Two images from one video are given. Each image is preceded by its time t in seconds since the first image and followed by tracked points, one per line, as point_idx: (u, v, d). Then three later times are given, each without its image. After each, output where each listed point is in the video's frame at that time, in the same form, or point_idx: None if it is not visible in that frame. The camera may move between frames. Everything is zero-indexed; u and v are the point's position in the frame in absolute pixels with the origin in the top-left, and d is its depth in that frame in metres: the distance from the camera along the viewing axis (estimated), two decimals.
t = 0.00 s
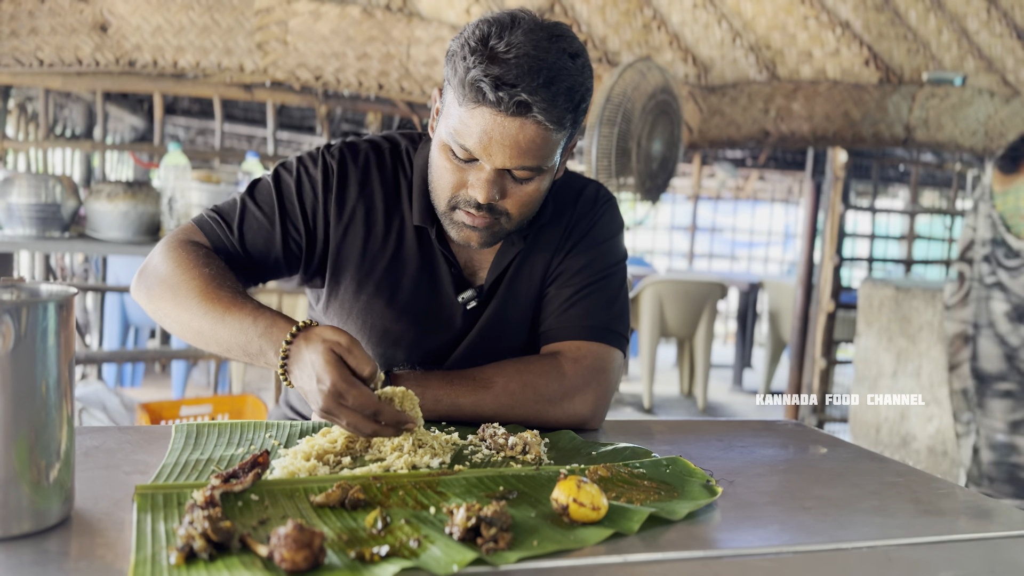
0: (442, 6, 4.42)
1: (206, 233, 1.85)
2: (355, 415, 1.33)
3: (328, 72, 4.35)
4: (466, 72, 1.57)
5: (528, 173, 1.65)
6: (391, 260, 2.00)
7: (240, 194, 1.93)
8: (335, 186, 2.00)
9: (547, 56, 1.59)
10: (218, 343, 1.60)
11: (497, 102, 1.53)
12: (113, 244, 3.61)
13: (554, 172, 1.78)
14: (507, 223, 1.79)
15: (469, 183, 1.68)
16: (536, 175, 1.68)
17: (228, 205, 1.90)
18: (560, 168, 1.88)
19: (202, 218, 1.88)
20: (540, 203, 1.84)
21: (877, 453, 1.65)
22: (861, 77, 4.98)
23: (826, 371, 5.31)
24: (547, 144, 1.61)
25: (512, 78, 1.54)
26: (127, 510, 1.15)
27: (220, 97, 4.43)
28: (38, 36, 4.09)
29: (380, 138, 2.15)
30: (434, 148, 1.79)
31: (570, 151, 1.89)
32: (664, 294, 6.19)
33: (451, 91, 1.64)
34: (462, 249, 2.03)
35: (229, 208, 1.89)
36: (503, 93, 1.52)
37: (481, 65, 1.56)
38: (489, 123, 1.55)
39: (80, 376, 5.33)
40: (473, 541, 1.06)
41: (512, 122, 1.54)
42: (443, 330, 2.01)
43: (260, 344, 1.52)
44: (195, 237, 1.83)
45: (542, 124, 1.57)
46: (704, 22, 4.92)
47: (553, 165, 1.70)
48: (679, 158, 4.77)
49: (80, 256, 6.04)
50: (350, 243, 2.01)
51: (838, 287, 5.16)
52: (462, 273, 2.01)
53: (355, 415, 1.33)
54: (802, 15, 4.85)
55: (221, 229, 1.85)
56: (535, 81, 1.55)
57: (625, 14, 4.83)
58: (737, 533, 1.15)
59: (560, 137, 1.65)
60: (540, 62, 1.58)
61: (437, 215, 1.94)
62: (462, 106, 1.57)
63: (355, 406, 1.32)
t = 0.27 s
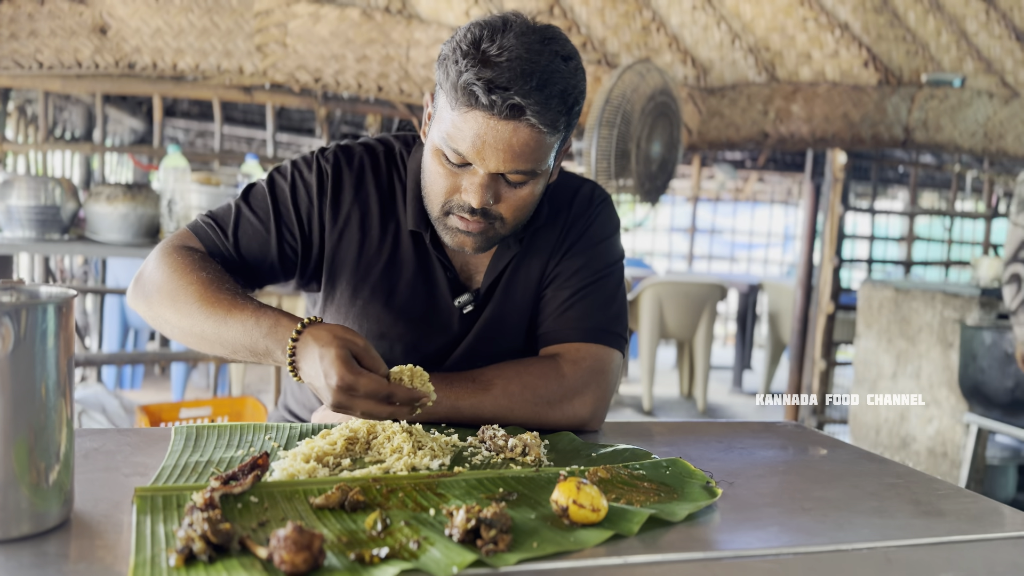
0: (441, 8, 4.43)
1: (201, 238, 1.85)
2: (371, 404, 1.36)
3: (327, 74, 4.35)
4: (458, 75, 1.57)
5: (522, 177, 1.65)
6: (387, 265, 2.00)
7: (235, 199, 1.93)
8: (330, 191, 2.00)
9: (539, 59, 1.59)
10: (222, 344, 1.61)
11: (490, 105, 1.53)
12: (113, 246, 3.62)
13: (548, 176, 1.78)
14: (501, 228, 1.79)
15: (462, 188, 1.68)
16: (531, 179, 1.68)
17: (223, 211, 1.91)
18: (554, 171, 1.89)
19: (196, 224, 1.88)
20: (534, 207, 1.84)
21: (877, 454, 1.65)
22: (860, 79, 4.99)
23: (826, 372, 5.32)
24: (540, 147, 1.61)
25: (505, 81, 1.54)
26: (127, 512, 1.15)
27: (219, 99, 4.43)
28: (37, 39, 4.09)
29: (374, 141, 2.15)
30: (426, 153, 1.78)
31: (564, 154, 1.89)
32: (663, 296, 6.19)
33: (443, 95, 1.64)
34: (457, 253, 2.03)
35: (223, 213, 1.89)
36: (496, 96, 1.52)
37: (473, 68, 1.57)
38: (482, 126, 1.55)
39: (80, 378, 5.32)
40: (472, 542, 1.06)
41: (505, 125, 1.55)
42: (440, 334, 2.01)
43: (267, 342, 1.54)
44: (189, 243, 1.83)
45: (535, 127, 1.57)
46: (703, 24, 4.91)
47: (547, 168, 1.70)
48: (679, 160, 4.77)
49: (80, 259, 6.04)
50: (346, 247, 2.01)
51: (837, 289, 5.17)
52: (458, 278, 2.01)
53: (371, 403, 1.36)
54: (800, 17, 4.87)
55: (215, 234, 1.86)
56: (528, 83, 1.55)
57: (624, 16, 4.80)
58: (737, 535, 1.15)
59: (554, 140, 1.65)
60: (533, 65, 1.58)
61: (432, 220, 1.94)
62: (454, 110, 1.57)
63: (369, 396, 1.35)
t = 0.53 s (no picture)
0: (441, 11, 4.44)
1: (192, 234, 1.84)
2: (405, 348, 1.50)
3: (327, 76, 4.35)
4: (449, 85, 1.57)
5: (514, 189, 1.65)
6: (382, 268, 2.00)
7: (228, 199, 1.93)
8: (324, 193, 2.00)
9: (531, 69, 1.59)
10: (236, 324, 1.65)
11: (483, 114, 1.52)
12: (112, 249, 3.62)
13: (540, 189, 1.77)
14: (491, 243, 1.78)
15: (453, 202, 1.67)
16: (523, 191, 1.68)
17: (216, 209, 1.90)
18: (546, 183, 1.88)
19: (188, 221, 1.87)
20: (526, 221, 1.84)
21: (877, 455, 1.65)
22: (859, 80, 5.01)
23: (825, 374, 5.32)
24: (533, 158, 1.61)
25: (498, 90, 1.53)
26: (126, 514, 1.15)
27: (219, 101, 4.44)
28: (37, 42, 4.09)
29: (369, 142, 2.14)
30: (416, 165, 1.77)
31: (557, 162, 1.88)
32: (662, 297, 6.19)
33: (434, 106, 1.63)
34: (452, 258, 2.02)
35: (216, 213, 1.89)
36: (488, 105, 1.52)
37: (465, 77, 1.56)
38: (475, 137, 1.54)
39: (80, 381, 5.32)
40: (472, 545, 1.06)
41: (498, 135, 1.54)
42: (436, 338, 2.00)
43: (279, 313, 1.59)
44: (181, 239, 1.82)
45: (529, 137, 1.57)
46: (702, 26, 4.88)
47: (539, 181, 1.70)
48: (678, 162, 4.77)
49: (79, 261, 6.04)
50: (341, 250, 2.00)
51: (837, 290, 5.17)
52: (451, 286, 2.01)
53: (404, 347, 1.50)
54: (800, 19, 4.87)
55: (208, 232, 1.85)
56: (521, 93, 1.55)
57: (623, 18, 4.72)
58: (738, 537, 1.15)
59: (546, 150, 1.64)
60: (526, 75, 1.57)
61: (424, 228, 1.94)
62: (446, 120, 1.57)
63: (401, 341, 1.49)
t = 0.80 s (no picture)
0: (440, 13, 4.46)
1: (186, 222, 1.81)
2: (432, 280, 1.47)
3: (326, 78, 4.35)
4: (442, 80, 1.58)
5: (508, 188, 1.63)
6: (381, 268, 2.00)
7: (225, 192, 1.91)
8: (325, 191, 2.00)
9: (525, 65, 1.60)
10: (243, 290, 1.63)
11: (476, 106, 1.53)
12: (111, 251, 3.61)
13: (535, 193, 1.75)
14: (484, 247, 1.75)
15: (445, 201, 1.65)
16: (518, 191, 1.66)
17: (215, 199, 1.88)
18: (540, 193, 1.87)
19: (184, 211, 1.84)
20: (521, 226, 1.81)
21: (876, 457, 1.65)
22: (858, 82, 5.03)
23: (825, 375, 5.32)
24: (528, 152, 1.61)
25: (491, 83, 1.54)
26: (125, 517, 1.15)
27: (218, 104, 4.44)
28: (36, 44, 4.09)
29: (367, 142, 2.14)
30: (408, 168, 1.76)
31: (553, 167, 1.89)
32: (662, 299, 6.19)
33: (426, 104, 1.63)
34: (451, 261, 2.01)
35: (214, 204, 1.86)
36: (482, 96, 1.53)
37: (458, 71, 1.57)
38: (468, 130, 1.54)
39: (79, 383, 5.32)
40: (471, 547, 1.06)
41: (492, 126, 1.55)
42: (436, 340, 1.99)
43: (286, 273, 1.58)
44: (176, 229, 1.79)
45: (523, 130, 1.57)
46: (701, 28, 4.89)
47: (534, 182, 1.68)
48: (678, 164, 4.78)
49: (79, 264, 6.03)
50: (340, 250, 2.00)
51: (837, 292, 5.18)
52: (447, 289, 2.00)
53: (433, 279, 1.47)
54: (798, 20, 4.87)
55: (207, 219, 1.82)
56: (515, 86, 1.56)
57: (621, 20, 4.73)
58: (737, 539, 1.15)
59: (541, 147, 1.64)
60: (520, 70, 1.58)
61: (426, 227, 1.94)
62: (439, 113, 1.57)
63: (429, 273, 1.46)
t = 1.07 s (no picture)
0: (439, 15, 4.46)
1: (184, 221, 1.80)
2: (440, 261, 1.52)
3: (325, 80, 4.35)
4: (437, 67, 1.58)
5: (500, 180, 1.61)
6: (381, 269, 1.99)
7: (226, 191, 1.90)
8: (325, 193, 1.99)
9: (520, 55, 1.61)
10: (242, 285, 1.63)
11: (469, 92, 1.53)
12: (110, 253, 3.61)
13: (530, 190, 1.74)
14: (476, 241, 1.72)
15: (438, 192, 1.63)
16: (510, 184, 1.64)
17: (216, 198, 1.87)
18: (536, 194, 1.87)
19: (184, 210, 1.82)
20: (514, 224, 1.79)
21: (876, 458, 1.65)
22: (857, 83, 5.04)
23: (825, 377, 5.32)
24: (521, 142, 1.60)
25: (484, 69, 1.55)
26: (124, 519, 1.15)
27: (218, 106, 4.43)
28: (36, 47, 4.09)
29: (368, 143, 2.14)
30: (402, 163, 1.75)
31: (550, 167, 1.89)
32: (662, 300, 6.19)
33: (421, 94, 1.64)
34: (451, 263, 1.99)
35: (215, 204, 1.85)
36: (475, 80, 1.53)
37: (453, 59, 1.57)
38: (460, 117, 1.54)
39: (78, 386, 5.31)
40: (470, 549, 1.06)
41: (485, 112, 1.54)
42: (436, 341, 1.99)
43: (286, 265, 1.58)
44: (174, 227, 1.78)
45: (516, 117, 1.56)
46: (700, 29, 4.90)
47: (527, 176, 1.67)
48: (677, 165, 4.77)
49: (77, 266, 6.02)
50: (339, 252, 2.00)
51: (836, 293, 5.19)
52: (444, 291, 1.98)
53: (440, 260, 1.52)
54: (797, 21, 4.87)
55: (208, 218, 1.81)
56: (508, 74, 1.56)
57: (621, 22, 4.73)
58: (736, 540, 1.15)
59: (534, 138, 1.63)
60: (514, 59, 1.59)
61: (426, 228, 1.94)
62: (433, 100, 1.57)
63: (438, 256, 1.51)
